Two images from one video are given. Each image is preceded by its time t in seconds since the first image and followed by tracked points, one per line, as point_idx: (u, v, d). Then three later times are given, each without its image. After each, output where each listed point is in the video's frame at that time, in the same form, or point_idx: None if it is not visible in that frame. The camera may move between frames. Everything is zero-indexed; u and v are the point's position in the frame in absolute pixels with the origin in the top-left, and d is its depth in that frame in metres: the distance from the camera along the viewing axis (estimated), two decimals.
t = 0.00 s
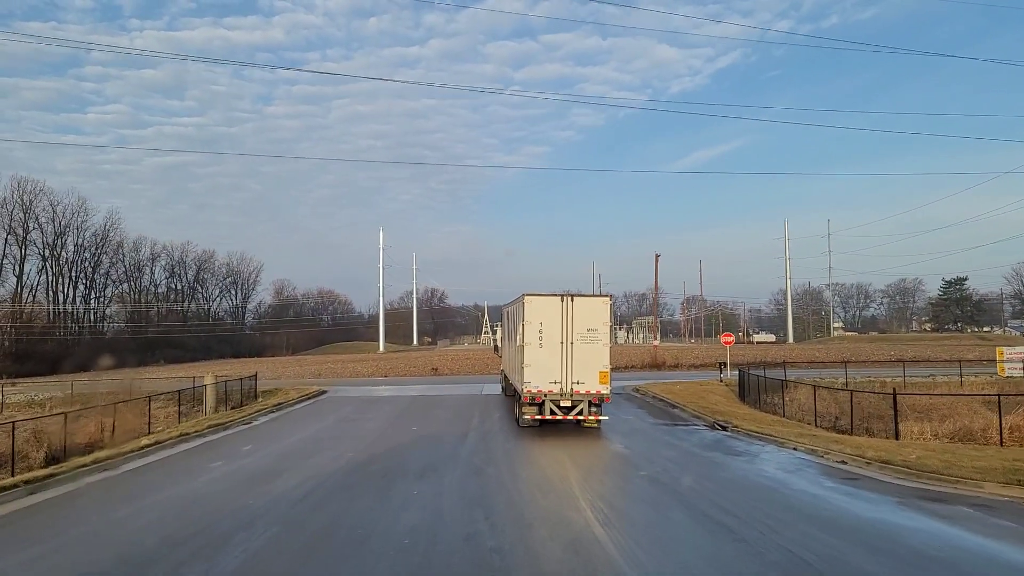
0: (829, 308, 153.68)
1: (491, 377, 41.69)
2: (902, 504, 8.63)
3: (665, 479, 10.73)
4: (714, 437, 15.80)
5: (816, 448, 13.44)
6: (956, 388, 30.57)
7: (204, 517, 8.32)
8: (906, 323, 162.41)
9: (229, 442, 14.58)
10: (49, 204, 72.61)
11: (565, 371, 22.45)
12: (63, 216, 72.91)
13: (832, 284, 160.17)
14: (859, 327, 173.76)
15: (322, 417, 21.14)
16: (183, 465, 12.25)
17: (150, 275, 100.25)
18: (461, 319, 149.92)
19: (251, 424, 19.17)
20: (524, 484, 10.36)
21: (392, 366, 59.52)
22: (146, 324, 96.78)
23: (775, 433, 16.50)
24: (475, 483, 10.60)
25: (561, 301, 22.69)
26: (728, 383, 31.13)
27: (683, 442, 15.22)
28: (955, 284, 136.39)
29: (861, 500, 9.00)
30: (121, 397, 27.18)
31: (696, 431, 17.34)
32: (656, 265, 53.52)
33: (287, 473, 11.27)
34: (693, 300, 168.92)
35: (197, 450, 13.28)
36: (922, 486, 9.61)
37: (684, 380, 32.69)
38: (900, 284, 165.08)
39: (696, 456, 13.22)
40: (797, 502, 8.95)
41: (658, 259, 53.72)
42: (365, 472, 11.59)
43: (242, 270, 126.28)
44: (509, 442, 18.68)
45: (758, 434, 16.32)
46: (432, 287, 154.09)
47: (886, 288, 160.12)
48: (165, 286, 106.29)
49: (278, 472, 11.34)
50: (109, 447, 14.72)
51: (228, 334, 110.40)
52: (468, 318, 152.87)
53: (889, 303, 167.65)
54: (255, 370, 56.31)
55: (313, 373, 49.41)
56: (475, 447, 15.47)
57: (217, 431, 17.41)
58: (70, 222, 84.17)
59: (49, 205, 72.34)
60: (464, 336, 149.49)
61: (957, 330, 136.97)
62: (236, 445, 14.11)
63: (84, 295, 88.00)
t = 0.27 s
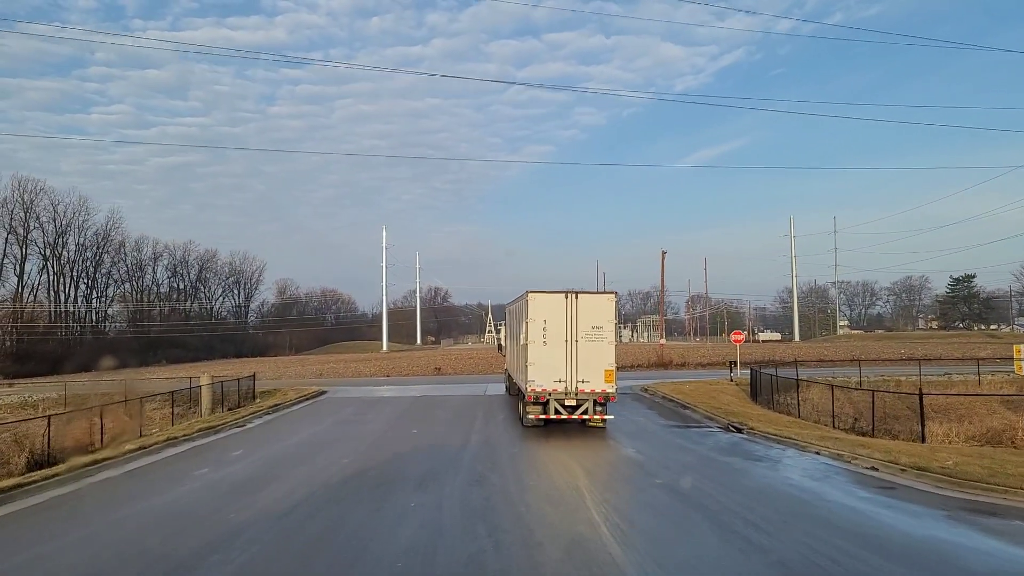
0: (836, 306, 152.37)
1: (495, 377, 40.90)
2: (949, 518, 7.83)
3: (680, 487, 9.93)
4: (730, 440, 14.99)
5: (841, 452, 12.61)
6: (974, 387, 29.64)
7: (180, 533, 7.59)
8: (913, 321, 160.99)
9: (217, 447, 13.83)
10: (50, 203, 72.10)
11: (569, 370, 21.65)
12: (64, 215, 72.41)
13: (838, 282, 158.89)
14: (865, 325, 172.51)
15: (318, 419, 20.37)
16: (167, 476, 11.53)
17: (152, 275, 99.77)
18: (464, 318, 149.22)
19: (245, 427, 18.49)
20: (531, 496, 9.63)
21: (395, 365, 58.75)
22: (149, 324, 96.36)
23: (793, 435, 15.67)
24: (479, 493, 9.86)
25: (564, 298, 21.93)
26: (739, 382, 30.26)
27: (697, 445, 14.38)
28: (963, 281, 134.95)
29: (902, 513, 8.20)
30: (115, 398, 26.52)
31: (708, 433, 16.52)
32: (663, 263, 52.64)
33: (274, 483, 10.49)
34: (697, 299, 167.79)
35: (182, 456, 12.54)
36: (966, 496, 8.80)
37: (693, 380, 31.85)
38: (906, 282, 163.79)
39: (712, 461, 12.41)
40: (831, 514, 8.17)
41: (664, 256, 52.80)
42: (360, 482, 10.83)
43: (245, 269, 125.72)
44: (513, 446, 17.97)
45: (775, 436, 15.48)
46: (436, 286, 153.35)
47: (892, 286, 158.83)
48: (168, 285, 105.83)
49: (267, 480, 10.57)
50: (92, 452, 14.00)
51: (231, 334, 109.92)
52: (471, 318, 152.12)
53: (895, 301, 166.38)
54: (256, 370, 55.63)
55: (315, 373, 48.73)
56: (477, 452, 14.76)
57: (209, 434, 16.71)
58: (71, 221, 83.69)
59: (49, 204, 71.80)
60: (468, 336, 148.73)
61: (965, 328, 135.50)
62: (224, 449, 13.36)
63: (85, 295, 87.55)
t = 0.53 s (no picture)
0: (841, 303, 151.15)
1: (498, 375, 40.15)
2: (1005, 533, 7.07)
3: (700, 498, 9.13)
4: (746, 442, 14.21)
5: (867, 456, 11.78)
6: (992, 384, 28.77)
7: (145, 571, 6.84)
8: (919, 319, 159.66)
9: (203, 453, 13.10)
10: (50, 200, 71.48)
11: (573, 367, 20.87)
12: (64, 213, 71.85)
13: (844, 280, 157.68)
14: (870, 323, 171.30)
15: (314, 420, 19.66)
16: (145, 494, 10.79)
17: (154, 273, 99.28)
18: (467, 316, 148.54)
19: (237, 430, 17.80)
20: (537, 506, 8.90)
21: (397, 364, 58.02)
22: (150, 323, 95.84)
23: (812, 437, 14.85)
24: (481, 504, 9.13)
25: (567, 294, 21.18)
26: (748, 381, 29.42)
27: (711, 448, 13.58)
28: (970, 278, 133.63)
29: (950, 527, 7.43)
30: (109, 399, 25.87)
31: (721, 435, 15.71)
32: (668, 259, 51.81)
33: (256, 508, 9.76)
34: (701, 296, 166.71)
35: (167, 466, 11.80)
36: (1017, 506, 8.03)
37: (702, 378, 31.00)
38: (912, 279, 162.57)
39: (729, 466, 11.60)
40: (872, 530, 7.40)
41: (670, 252, 51.96)
42: (352, 495, 10.11)
43: (247, 267, 125.18)
44: (518, 446, 17.24)
45: (793, 438, 14.69)
46: (439, 284, 152.61)
47: (897, 283, 157.62)
48: (169, 284, 105.28)
49: (250, 507, 9.84)
50: (70, 463, 13.32)
51: (233, 332, 109.40)
52: (475, 315, 151.39)
53: (900, 299, 165.15)
54: (255, 369, 54.97)
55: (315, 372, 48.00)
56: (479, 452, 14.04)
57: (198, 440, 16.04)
58: (72, 219, 83.19)
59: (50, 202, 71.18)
60: (471, 334, 148.02)
61: (972, 325, 134.20)
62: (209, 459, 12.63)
63: (86, 293, 87.09)
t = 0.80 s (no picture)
0: (847, 302, 149.92)
1: (502, 375, 39.37)
2: None
3: (723, 510, 8.35)
4: (766, 447, 13.36)
5: (898, 463, 10.96)
6: (1011, 384, 27.79)
7: None
8: (926, 318, 158.28)
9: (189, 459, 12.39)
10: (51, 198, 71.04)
11: (579, 365, 20.10)
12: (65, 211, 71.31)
13: (849, 278, 156.41)
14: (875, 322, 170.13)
15: (311, 422, 18.96)
16: (123, 506, 10.08)
17: (156, 272, 98.84)
18: (471, 315, 147.91)
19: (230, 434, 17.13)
20: (545, 520, 8.14)
21: (398, 363, 57.34)
22: (152, 322, 95.47)
23: (833, 440, 14.01)
24: (483, 516, 8.40)
25: (572, 292, 20.43)
26: (760, 381, 28.51)
27: (729, 453, 12.79)
28: (977, 277, 132.27)
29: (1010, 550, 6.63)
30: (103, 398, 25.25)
31: (738, 438, 14.91)
32: (674, 257, 50.96)
33: (242, 522, 9.05)
34: (705, 296, 165.82)
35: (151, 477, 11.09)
36: None
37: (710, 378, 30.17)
38: (917, 278, 161.36)
39: (750, 474, 10.80)
40: (924, 554, 6.61)
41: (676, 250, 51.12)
42: (344, 507, 9.39)
43: (249, 266, 124.69)
44: (523, 445, 16.52)
45: (814, 442, 13.85)
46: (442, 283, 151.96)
47: (903, 282, 156.42)
48: (171, 283, 104.82)
49: (234, 521, 9.14)
50: (51, 471, 12.60)
51: (235, 332, 108.95)
52: (478, 315, 150.99)
53: (906, 298, 163.94)
54: (256, 368, 54.36)
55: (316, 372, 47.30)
56: (482, 454, 13.32)
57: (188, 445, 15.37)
58: (73, 218, 82.73)
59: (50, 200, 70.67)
60: (475, 333, 147.38)
61: (979, 324, 132.80)
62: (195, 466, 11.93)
63: (88, 292, 86.71)
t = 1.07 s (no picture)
0: (853, 300, 148.66)
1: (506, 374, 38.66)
2: None
3: (751, 526, 7.51)
4: (785, 452, 12.65)
5: (933, 470, 10.16)
6: None
7: None
8: (932, 317, 156.96)
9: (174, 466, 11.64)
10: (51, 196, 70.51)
11: (583, 363, 19.57)
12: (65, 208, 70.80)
13: (855, 277, 155.19)
14: (881, 320, 169.06)
15: (307, 424, 18.21)
16: (97, 514, 9.33)
17: (158, 270, 98.40)
18: (474, 313, 147.24)
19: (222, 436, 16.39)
20: (553, 532, 7.42)
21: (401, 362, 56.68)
22: (154, 320, 95.05)
23: (855, 444, 13.28)
24: (485, 529, 7.69)
25: (576, 288, 19.73)
26: (771, 380, 27.75)
27: (748, 459, 11.93)
28: (985, 275, 130.91)
29: None
30: (96, 399, 24.60)
31: (755, 442, 14.05)
32: (681, 254, 50.04)
33: (224, 529, 8.38)
34: (710, 294, 164.76)
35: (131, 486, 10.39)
36: None
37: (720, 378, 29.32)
38: (923, 276, 160.24)
39: (773, 481, 10.02)
40: None
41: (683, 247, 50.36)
42: (336, 518, 8.69)
43: (252, 265, 124.19)
44: (529, 443, 15.84)
45: (835, 446, 13.12)
46: (444, 282, 151.23)
47: (909, 280, 155.31)
48: (173, 282, 104.31)
49: (217, 527, 8.46)
50: (27, 478, 11.86)
51: (237, 330, 108.50)
52: (481, 313, 150.27)
53: (912, 296, 162.61)
54: (257, 367, 53.78)
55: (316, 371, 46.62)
56: (485, 457, 12.62)
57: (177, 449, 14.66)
58: (74, 216, 82.29)
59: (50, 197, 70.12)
60: (478, 332, 146.61)
61: (986, 322, 131.41)
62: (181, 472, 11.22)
63: (89, 291, 86.33)
